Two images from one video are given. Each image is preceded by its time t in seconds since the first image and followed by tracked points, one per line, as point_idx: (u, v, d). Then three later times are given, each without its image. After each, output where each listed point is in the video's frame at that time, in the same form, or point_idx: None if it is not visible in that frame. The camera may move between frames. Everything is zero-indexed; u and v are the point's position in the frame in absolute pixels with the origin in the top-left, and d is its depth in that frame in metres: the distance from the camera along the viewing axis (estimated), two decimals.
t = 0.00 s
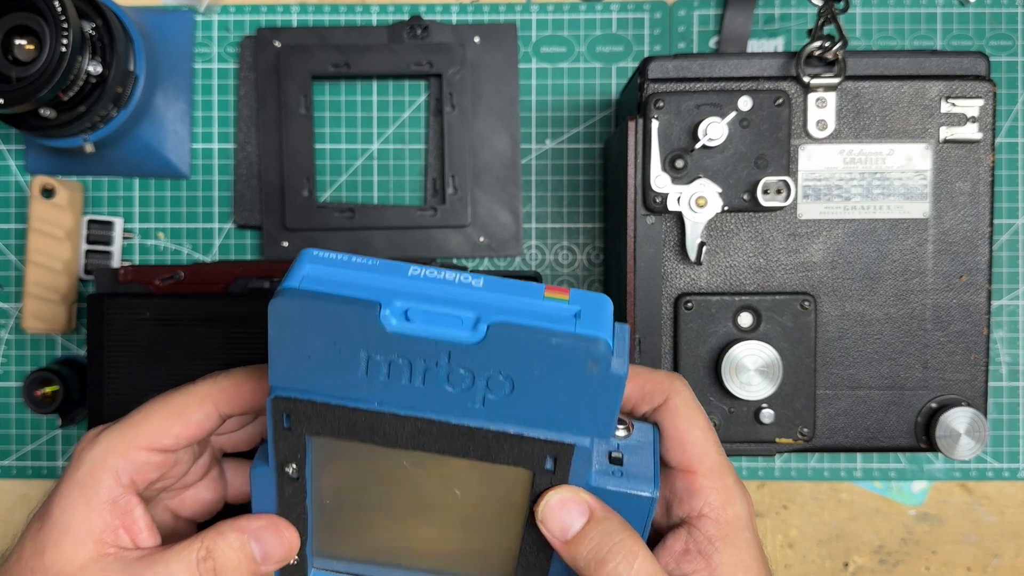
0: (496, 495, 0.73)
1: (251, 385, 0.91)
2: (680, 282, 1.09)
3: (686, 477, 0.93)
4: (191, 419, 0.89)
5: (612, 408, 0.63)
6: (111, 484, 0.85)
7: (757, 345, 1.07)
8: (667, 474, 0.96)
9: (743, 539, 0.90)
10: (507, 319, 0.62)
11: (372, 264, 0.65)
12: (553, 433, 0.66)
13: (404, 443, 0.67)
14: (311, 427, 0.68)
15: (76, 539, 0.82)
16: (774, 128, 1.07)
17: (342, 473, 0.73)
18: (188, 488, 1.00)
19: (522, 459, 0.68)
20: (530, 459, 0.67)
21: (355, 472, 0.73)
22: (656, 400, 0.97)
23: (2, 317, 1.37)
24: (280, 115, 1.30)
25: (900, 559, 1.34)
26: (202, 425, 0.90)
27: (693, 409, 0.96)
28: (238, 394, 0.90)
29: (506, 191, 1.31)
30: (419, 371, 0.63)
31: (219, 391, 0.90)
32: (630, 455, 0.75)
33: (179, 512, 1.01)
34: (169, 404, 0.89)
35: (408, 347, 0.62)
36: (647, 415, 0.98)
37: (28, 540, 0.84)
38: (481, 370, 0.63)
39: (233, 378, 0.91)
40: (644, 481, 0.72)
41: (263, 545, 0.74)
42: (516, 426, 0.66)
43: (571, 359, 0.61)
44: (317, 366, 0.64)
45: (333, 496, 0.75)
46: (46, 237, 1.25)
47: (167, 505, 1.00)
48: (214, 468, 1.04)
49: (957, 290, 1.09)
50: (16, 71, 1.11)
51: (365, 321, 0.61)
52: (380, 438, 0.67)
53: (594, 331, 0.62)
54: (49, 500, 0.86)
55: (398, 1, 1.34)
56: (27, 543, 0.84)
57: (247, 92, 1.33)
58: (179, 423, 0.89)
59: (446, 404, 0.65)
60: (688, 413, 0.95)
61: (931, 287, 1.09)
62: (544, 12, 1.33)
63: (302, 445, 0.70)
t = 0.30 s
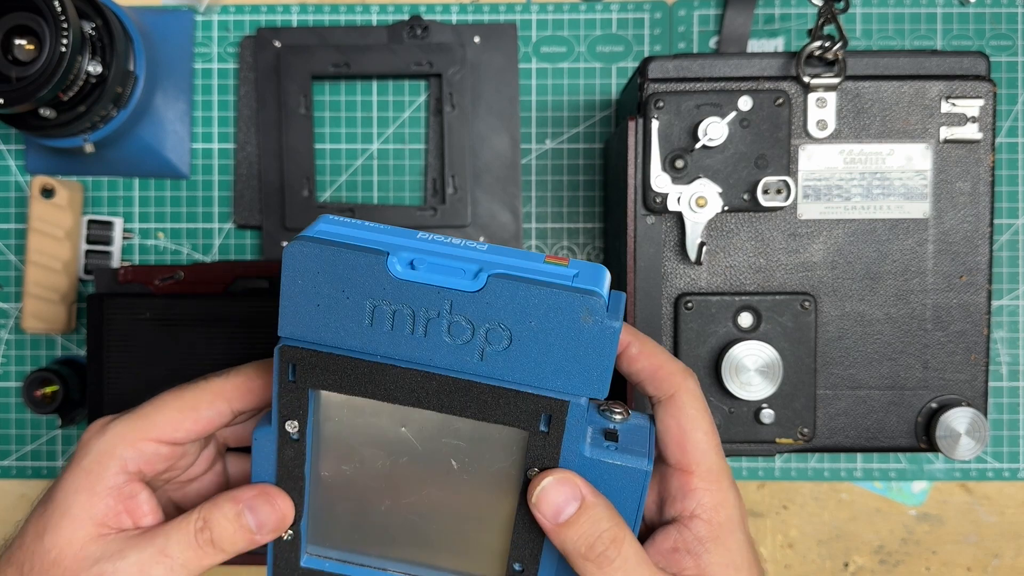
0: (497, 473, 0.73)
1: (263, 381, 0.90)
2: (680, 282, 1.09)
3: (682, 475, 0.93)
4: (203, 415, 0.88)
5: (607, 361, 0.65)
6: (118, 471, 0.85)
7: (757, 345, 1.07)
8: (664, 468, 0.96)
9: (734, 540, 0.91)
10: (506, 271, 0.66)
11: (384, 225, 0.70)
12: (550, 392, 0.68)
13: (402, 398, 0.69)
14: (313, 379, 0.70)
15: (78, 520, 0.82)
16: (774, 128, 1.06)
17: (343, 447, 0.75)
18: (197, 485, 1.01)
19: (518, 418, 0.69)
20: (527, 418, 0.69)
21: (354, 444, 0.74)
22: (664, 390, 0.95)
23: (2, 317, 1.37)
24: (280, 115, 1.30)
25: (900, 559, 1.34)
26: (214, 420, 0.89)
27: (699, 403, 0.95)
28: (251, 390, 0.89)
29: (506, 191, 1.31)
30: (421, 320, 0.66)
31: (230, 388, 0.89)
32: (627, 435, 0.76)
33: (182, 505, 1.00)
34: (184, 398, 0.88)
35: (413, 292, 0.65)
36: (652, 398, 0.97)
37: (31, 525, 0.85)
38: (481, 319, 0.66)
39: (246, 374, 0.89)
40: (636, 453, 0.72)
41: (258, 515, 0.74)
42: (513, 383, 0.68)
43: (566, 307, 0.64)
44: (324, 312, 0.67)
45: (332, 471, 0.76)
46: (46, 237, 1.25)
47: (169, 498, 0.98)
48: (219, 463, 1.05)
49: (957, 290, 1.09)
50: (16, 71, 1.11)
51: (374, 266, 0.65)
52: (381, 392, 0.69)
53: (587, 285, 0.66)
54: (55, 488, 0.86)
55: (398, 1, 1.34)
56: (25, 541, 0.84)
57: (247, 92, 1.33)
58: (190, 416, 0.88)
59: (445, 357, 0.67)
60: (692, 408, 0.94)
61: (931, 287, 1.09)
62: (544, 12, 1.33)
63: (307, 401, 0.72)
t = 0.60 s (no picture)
0: (485, 467, 0.74)
1: (239, 366, 0.92)
2: (680, 282, 1.09)
3: (684, 476, 0.93)
4: (184, 404, 0.90)
5: (604, 350, 0.65)
6: (106, 478, 0.85)
7: (757, 345, 1.07)
8: (665, 467, 0.95)
9: (733, 542, 0.92)
10: (502, 261, 0.66)
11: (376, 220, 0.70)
12: (547, 383, 0.67)
13: (397, 391, 0.68)
14: (306, 375, 0.69)
15: (67, 530, 0.82)
16: (774, 128, 1.06)
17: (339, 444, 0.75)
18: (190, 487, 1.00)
19: (515, 411, 0.68)
20: (524, 409, 0.68)
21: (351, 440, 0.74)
22: (675, 388, 0.95)
23: (2, 317, 1.37)
24: (280, 115, 1.30)
25: (900, 559, 1.34)
26: (196, 408, 0.91)
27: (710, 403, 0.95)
28: (232, 374, 0.91)
29: (506, 191, 1.31)
30: (416, 312, 0.66)
31: (212, 373, 0.91)
32: (624, 429, 0.77)
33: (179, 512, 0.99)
34: (161, 393, 0.90)
35: (408, 284, 0.65)
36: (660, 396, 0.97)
37: (23, 533, 0.85)
38: (476, 310, 0.66)
39: (226, 359, 0.91)
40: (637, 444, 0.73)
41: (247, 518, 0.73)
42: (510, 375, 0.67)
43: (562, 296, 0.65)
44: (317, 306, 0.67)
45: (330, 468, 0.76)
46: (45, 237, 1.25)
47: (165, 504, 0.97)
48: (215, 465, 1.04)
49: (957, 290, 1.09)
50: (16, 71, 1.11)
51: (368, 258, 0.65)
52: (376, 386, 0.68)
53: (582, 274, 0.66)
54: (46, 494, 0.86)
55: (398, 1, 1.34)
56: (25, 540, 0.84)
57: (247, 92, 1.33)
58: (172, 408, 0.90)
59: (441, 349, 0.67)
60: (702, 408, 0.94)
61: (931, 287, 1.09)
62: (544, 12, 1.33)
63: (299, 397, 0.71)
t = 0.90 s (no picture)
0: (465, 435, 0.75)
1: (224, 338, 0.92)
2: (680, 282, 1.09)
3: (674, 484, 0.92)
4: (172, 386, 0.90)
5: (580, 335, 0.64)
6: (105, 467, 0.85)
7: (757, 345, 1.07)
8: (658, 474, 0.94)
9: (716, 560, 0.90)
10: (490, 234, 0.65)
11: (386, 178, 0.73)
12: (522, 360, 0.67)
13: (380, 347, 0.71)
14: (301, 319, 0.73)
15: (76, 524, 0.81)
16: (774, 128, 1.07)
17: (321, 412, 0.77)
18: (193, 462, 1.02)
19: (489, 383, 0.69)
20: (501, 386, 0.68)
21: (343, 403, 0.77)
22: (670, 393, 0.96)
23: (2, 317, 1.37)
24: (280, 115, 1.30)
25: (900, 559, 1.34)
26: (186, 388, 0.91)
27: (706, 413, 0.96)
28: (219, 345, 0.92)
29: (506, 191, 1.30)
30: (403, 273, 0.67)
31: (192, 350, 0.91)
32: (611, 424, 0.76)
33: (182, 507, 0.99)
34: (151, 377, 0.90)
35: (397, 244, 0.67)
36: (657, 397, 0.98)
37: (26, 540, 0.82)
38: (459, 277, 0.66)
39: (208, 331, 0.92)
40: (613, 441, 0.72)
41: (247, 459, 0.76)
42: (486, 348, 0.68)
43: (544, 276, 0.63)
44: (315, 254, 0.70)
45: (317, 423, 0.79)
46: (44, 237, 1.26)
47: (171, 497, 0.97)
48: (210, 445, 1.05)
49: (957, 290, 1.09)
50: (16, 71, 1.11)
51: (362, 213, 0.67)
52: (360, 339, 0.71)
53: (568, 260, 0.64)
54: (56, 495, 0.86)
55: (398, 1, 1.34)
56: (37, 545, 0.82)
57: (247, 92, 1.33)
58: (163, 391, 0.90)
59: (422, 311, 0.68)
60: (696, 415, 0.94)
61: (931, 287, 1.09)
62: (544, 12, 1.33)
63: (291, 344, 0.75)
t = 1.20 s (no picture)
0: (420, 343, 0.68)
1: (220, 245, 0.94)
2: (680, 282, 1.09)
3: (655, 480, 0.86)
4: (173, 300, 0.92)
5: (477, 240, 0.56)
6: (131, 392, 0.86)
7: (757, 345, 1.07)
8: (643, 464, 0.89)
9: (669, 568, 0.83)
10: (416, 131, 0.60)
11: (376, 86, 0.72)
12: (428, 268, 0.61)
13: (326, 246, 0.69)
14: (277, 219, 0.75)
15: (105, 457, 0.81)
16: (774, 128, 1.06)
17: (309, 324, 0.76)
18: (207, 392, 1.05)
19: (405, 291, 0.63)
20: (410, 290, 0.62)
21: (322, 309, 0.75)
22: (666, 380, 0.90)
23: (2, 317, 1.37)
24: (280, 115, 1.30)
25: (900, 559, 1.34)
26: (188, 298, 0.93)
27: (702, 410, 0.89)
28: (211, 254, 0.94)
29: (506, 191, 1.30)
30: (343, 168, 0.65)
31: (187, 260, 0.93)
32: (547, 358, 0.64)
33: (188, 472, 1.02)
34: (151, 295, 0.92)
35: (336, 136, 0.65)
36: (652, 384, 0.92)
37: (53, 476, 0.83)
38: (382, 170, 0.62)
39: (199, 241, 0.94)
40: (534, 374, 0.60)
41: (283, 439, 0.76)
42: (405, 251, 0.62)
43: (448, 174, 0.56)
44: (284, 147, 0.71)
45: (307, 331, 0.79)
46: (42, 237, 1.26)
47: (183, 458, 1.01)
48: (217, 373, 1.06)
49: (957, 290, 1.09)
50: (16, 71, 1.11)
51: (315, 107, 0.66)
52: (311, 234, 0.70)
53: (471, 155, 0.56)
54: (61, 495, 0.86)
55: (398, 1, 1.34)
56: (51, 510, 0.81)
57: (247, 92, 1.33)
58: (167, 304, 0.92)
59: (355, 208, 0.65)
60: (691, 408, 0.88)
61: (931, 287, 1.09)
62: (544, 12, 1.33)
63: (275, 240, 0.76)
